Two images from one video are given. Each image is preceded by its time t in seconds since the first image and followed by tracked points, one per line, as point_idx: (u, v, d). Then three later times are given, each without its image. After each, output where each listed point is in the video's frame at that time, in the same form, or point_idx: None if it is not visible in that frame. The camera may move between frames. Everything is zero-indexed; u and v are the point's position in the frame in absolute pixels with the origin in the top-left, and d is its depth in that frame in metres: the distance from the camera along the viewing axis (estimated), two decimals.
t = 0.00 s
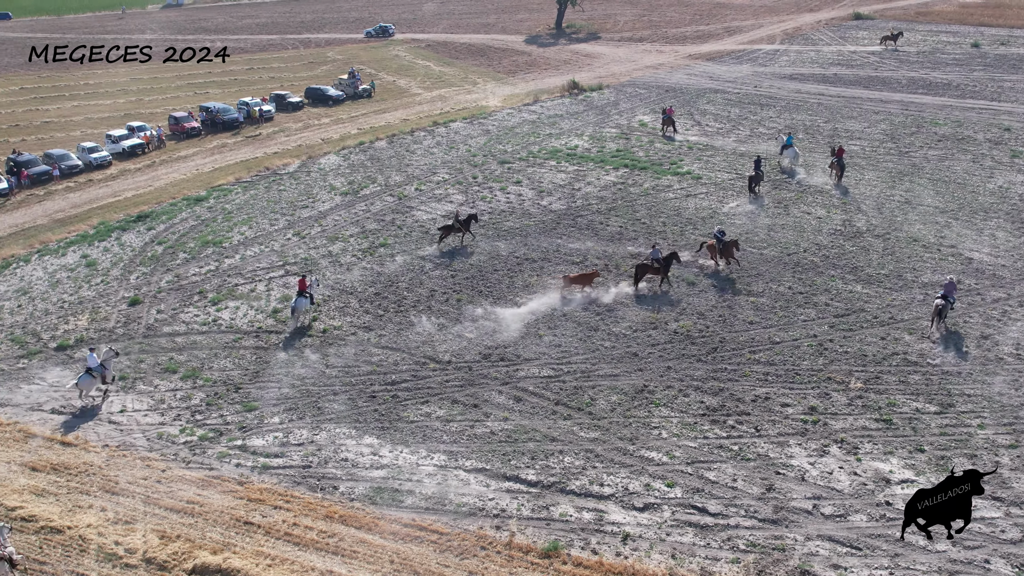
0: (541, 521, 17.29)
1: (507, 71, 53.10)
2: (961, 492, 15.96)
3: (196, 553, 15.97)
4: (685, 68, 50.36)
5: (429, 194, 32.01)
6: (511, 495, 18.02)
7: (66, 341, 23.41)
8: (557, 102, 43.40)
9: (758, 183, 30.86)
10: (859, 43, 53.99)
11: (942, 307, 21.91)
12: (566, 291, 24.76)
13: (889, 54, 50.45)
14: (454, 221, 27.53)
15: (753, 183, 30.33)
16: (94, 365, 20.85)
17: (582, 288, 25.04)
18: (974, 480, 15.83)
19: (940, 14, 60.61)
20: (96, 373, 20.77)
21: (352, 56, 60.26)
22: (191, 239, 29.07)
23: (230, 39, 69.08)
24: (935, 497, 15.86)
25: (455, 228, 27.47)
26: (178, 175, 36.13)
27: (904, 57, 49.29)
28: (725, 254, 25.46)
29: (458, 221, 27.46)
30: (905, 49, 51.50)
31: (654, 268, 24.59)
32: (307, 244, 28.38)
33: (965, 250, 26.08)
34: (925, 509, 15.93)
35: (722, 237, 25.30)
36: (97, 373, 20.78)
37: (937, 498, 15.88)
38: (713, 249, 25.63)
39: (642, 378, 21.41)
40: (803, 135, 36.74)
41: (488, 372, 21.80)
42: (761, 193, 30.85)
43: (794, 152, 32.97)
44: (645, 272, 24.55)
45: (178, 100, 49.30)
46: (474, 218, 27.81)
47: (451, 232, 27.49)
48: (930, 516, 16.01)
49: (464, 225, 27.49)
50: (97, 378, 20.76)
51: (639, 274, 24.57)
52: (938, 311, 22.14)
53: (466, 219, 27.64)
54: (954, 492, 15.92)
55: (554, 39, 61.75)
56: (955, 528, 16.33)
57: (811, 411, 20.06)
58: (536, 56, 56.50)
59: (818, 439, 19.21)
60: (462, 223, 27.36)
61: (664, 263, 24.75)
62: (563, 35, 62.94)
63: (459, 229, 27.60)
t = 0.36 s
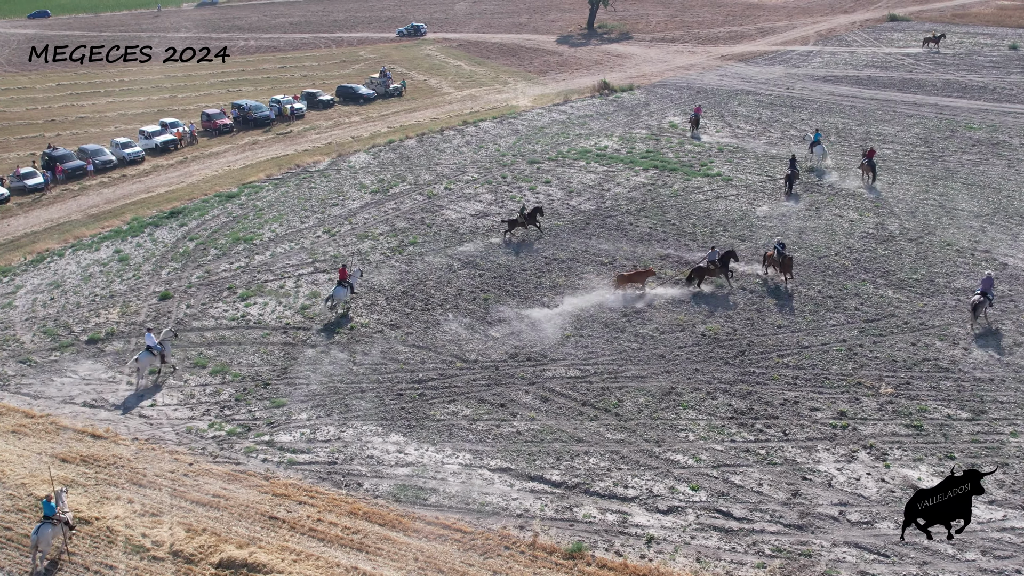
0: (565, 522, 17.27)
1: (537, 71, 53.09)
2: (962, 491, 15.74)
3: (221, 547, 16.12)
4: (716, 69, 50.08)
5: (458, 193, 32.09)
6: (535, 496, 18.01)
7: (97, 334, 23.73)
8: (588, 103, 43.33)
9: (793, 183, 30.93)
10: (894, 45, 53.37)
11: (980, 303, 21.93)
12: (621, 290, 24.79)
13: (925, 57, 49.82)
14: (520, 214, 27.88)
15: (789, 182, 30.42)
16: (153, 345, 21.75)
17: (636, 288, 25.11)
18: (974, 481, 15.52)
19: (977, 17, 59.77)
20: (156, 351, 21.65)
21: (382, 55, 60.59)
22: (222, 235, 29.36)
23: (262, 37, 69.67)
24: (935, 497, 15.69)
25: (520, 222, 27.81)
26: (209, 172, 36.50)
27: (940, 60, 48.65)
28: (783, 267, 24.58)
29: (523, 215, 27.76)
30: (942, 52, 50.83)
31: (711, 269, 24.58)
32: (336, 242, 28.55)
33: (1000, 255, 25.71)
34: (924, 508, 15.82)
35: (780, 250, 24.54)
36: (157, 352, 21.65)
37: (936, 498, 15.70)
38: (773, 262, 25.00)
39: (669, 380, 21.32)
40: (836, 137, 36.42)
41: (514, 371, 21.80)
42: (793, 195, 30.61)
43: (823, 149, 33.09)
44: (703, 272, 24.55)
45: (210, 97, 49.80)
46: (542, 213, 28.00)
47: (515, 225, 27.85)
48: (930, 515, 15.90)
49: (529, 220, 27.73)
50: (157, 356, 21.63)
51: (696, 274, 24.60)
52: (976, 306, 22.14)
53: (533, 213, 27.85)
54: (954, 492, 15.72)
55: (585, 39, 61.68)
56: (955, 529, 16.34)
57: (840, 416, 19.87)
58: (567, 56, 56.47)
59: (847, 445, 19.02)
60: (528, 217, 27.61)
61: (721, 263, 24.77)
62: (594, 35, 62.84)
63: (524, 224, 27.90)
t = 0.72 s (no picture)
0: (571, 522, 17.25)
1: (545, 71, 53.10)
2: (961, 491, 15.53)
3: (228, 545, 16.13)
4: (725, 70, 50.01)
5: (465, 193, 32.09)
6: (541, 496, 18.00)
7: (105, 333, 23.78)
8: (595, 103, 43.31)
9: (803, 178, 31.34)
10: (904, 46, 53.25)
11: (997, 295, 22.38)
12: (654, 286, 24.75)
13: (934, 58, 49.69)
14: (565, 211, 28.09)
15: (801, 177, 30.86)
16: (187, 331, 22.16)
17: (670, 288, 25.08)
18: (974, 480, 15.40)
19: (986, 18, 59.60)
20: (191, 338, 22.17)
21: (390, 55, 60.65)
22: (229, 234, 29.40)
23: (270, 37, 69.79)
24: (935, 497, 15.21)
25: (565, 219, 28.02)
26: (217, 171, 36.57)
27: (950, 61, 48.52)
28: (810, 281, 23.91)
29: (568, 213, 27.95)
30: (951, 53, 50.69)
31: (748, 267, 24.61)
32: (343, 241, 28.58)
33: (1008, 257, 25.62)
34: (924, 508, 15.46)
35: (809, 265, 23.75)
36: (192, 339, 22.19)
37: (937, 498, 15.22)
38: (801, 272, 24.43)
39: (676, 381, 21.29)
40: (845, 138, 36.32)
41: (521, 372, 21.79)
42: (801, 197, 30.58)
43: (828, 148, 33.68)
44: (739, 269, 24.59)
45: (219, 97, 49.90)
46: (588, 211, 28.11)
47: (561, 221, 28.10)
48: (930, 515, 15.53)
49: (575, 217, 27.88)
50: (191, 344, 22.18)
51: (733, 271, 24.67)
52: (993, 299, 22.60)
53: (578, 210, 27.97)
54: (954, 492, 15.39)
55: (593, 39, 61.65)
56: (955, 529, 16.28)
57: (847, 418, 19.82)
58: (575, 56, 56.45)
59: (854, 447, 18.97)
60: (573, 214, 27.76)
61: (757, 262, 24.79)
62: (602, 35, 62.80)
63: (568, 220, 28.20)
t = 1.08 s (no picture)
0: (571, 523, 17.24)
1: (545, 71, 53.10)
2: (961, 491, 15.51)
3: (227, 546, 16.11)
4: (725, 69, 50.02)
5: (465, 193, 32.08)
6: (541, 496, 17.98)
7: (105, 333, 23.77)
8: (596, 103, 43.30)
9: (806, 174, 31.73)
10: (903, 46, 53.25)
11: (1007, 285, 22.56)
12: (677, 286, 24.70)
13: (934, 57, 49.68)
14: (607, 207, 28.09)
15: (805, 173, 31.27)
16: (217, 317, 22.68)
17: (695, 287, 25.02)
18: (973, 479, 15.38)
19: (985, 18, 59.61)
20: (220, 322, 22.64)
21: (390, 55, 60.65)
22: (229, 234, 29.40)
23: (270, 37, 69.74)
24: (936, 497, 15.14)
25: (606, 216, 28.06)
26: (217, 171, 36.58)
27: (949, 61, 48.52)
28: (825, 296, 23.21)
29: (609, 210, 27.95)
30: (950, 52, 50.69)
31: (776, 266, 24.35)
32: (343, 241, 28.58)
33: (1009, 256, 25.60)
34: (924, 508, 15.39)
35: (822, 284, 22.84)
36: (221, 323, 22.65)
37: (937, 498, 15.15)
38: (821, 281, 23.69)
39: (676, 381, 21.28)
40: (845, 138, 36.30)
41: (521, 372, 21.77)
42: (801, 196, 30.58)
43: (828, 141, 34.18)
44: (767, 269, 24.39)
45: (219, 97, 49.91)
46: (630, 208, 28.05)
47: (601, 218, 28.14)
48: (930, 516, 15.46)
49: (616, 214, 27.85)
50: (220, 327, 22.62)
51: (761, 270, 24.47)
52: (1002, 289, 22.78)
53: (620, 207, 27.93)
54: (954, 492, 15.34)
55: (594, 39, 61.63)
56: (955, 529, 16.27)
57: (847, 418, 19.80)
58: (576, 56, 56.43)
59: (854, 447, 18.96)
60: (614, 212, 27.74)
61: (788, 263, 24.45)
62: (603, 35, 62.77)
63: (610, 218, 28.15)
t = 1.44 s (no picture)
0: (571, 523, 17.24)
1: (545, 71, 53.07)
2: (962, 491, 15.44)
3: (227, 546, 16.12)
4: (725, 69, 50.01)
5: (465, 193, 32.08)
6: (541, 496, 17.99)
7: (105, 333, 23.78)
8: (596, 103, 43.29)
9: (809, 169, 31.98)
10: (904, 45, 53.21)
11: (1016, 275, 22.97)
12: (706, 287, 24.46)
13: (935, 57, 49.65)
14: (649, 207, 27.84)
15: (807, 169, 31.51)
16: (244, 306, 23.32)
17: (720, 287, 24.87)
18: (975, 480, 15.29)
19: (986, 17, 59.57)
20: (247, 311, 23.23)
21: (390, 55, 60.63)
22: (229, 234, 29.40)
23: (270, 37, 69.73)
24: (935, 497, 15.20)
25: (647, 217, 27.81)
26: (217, 171, 36.59)
27: (950, 60, 48.48)
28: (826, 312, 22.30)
29: (652, 210, 27.70)
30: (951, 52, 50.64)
31: (807, 263, 24.43)
32: (343, 241, 28.58)
33: (1009, 256, 25.58)
34: (924, 508, 15.47)
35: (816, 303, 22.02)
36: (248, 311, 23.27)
37: (937, 498, 15.21)
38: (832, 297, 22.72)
39: (677, 380, 21.28)
40: (844, 138, 36.30)
41: (521, 372, 21.75)
42: (801, 196, 30.57)
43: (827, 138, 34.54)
44: (798, 267, 24.41)
45: (219, 97, 49.92)
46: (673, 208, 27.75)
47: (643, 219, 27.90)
48: (930, 515, 15.55)
49: (658, 214, 27.59)
50: (247, 316, 23.38)
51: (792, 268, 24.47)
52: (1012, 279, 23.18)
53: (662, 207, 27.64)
54: (954, 492, 15.37)
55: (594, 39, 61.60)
56: (955, 529, 16.29)
57: (847, 418, 19.80)
58: (575, 56, 56.43)
59: (854, 446, 18.96)
60: (656, 212, 27.48)
61: (817, 259, 24.63)
62: (602, 35, 62.77)
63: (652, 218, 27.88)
